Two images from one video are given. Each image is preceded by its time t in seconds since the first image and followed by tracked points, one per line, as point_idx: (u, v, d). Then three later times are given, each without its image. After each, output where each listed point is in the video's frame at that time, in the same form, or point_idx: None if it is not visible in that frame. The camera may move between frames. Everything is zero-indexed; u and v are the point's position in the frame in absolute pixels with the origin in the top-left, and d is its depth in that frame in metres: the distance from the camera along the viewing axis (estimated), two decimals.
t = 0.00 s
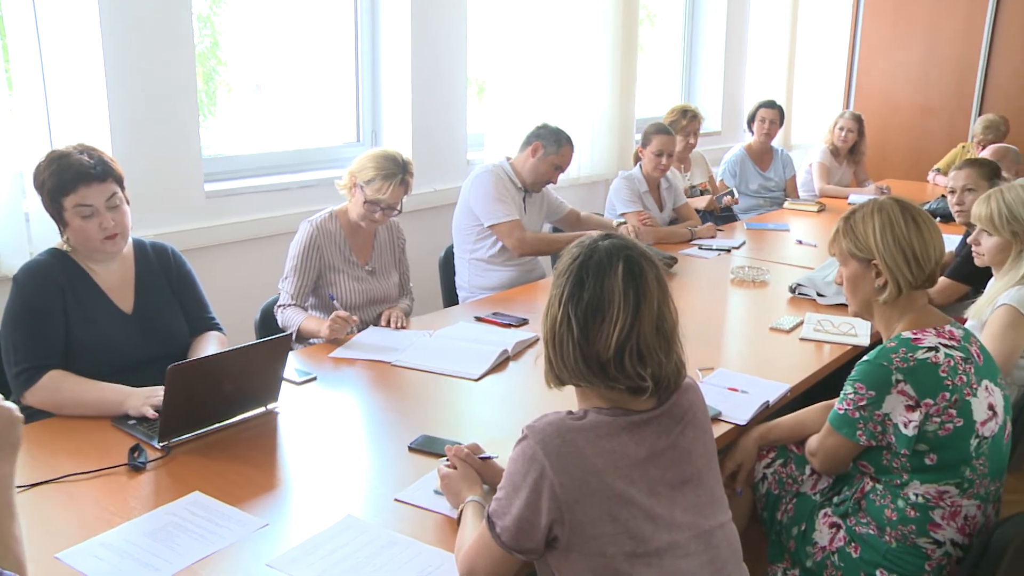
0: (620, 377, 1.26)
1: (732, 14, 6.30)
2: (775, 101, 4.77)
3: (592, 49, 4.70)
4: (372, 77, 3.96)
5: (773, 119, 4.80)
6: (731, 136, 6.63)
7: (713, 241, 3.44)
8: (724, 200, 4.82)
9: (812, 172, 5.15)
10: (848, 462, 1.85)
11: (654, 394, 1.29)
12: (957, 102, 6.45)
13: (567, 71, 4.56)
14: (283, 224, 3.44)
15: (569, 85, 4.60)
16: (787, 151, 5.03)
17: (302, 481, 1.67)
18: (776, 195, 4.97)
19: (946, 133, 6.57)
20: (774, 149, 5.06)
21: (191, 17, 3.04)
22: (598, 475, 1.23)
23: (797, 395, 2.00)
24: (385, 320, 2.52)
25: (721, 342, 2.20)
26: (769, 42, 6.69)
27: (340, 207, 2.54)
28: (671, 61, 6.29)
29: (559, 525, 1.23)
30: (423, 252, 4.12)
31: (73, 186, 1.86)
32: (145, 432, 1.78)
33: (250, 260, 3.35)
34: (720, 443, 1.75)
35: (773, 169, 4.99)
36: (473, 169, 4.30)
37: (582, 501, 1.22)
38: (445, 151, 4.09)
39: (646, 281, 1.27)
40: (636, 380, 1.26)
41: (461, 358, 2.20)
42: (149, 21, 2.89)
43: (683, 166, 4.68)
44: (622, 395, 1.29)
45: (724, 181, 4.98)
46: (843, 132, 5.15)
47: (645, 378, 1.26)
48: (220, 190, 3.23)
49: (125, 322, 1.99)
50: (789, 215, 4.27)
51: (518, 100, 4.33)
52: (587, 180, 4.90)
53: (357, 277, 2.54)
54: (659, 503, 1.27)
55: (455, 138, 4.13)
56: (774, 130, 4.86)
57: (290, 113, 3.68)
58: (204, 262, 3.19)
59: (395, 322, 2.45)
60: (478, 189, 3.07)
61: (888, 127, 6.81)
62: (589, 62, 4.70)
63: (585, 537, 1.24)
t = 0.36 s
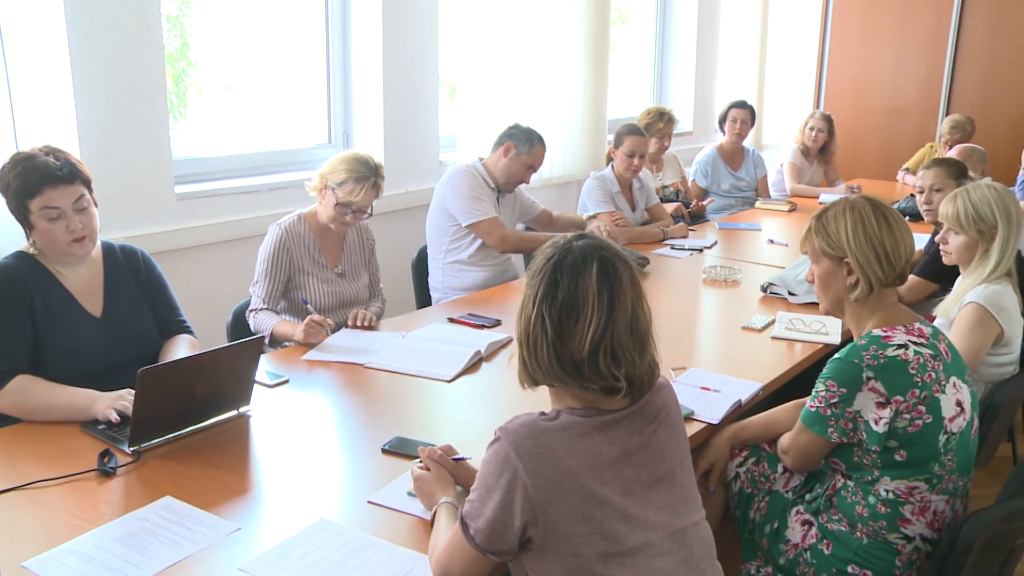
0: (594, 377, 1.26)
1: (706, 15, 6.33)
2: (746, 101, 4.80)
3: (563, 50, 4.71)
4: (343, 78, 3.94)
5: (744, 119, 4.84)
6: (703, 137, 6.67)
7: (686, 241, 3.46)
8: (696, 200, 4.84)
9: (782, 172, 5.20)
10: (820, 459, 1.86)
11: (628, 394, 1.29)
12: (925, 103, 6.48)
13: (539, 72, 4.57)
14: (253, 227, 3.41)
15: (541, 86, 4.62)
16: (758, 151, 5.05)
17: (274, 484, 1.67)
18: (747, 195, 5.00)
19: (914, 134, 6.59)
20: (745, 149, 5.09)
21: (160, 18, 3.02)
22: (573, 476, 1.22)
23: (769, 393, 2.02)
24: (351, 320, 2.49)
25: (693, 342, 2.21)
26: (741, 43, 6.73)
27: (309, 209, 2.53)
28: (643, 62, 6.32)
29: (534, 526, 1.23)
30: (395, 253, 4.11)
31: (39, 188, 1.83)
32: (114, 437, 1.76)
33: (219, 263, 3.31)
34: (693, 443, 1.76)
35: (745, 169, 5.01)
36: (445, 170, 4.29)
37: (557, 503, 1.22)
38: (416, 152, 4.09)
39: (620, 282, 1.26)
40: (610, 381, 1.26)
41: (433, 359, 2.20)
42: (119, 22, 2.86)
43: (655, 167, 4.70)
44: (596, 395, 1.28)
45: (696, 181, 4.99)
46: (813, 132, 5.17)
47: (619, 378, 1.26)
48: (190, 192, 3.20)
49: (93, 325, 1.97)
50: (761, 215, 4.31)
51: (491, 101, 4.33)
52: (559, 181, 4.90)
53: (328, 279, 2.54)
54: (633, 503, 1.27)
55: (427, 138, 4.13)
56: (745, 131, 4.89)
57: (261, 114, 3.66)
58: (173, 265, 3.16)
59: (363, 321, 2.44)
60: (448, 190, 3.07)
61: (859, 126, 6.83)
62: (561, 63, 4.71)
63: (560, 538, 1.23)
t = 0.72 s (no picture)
0: (566, 377, 1.26)
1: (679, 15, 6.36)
2: (716, 102, 4.83)
3: (535, 51, 4.72)
4: (314, 79, 3.93)
5: (715, 119, 4.87)
6: (674, 137, 6.71)
7: (657, 241, 3.48)
8: (667, 201, 4.86)
9: (753, 172, 5.24)
10: (791, 457, 1.88)
11: (601, 394, 1.29)
12: (894, 103, 6.55)
13: (510, 73, 4.58)
14: (222, 229, 3.38)
15: (513, 87, 4.63)
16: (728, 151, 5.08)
17: (246, 488, 1.66)
18: (718, 195, 5.04)
19: (882, 135, 6.65)
20: (715, 150, 5.12)
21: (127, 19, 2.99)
22: (544, 477, 1.22)
23: (740, 392, 2.03)
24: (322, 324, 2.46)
25: (665, 341, 2.22)
26: (713, 43, 6.77)
27: (281, 211, 2.51)
28: (615, 62, 6.34)
29: (506, 527, 1.22)
30: (366, 255, 4.09)
31: (4, 190, 1.81)
32: (82, 443, 1.75)
33: (187, 267, 3.28)
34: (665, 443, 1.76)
35: (715, 169, 5.04)
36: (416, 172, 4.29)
37: (529, 504, 1.22)
38: (387, 153, 4.08)
39: (592, 282, 1.27)
40: (582, 381, 1.26)
41: (405, 361, 2.20)
42: (85, 22, 2.83)
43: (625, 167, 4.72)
44: (568, 396, 1.28)
45: (667, 181, 5.00)
46: (783, 132, 5.20)
47: (591, 378, 1.26)
48: (159, 194, 3.17)
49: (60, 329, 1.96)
50: (732, 215, 4.34)
51: (463, 101, 4.34)
52: (530, 182, 4.91)
53: (301, 281, 2.53)
54: (605, 502, 1.27)
55: (398, 140, 4.13)
56: (715, 131, 4.92)
57: (231, 116, 3.64)
58: (140, 269, 3.12)
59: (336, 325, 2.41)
60: (423, 192, 3.05)
61: (828, 127, 6.87)
62: (532, 63, 4.72)
63: (532, 539, 1.23)
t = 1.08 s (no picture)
0: (556, 371, 1.19)
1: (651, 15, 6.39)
2: (687, 102, 4.85)
3: (504, 52, 4.73)
4: (285, 80, 3.92)
5: (686, 119, 4.89)
6: (645, 137, 6.73)
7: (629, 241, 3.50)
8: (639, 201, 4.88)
9: (725, 171, 5.26)
10: (764, 456, 1.88)
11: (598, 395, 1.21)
12: (863, 102, 6.59)
13: (481, 74, 4.59)
14: (193, 232, 3.36)
15: (486, 87, 4.64)
16: (699, 151, 5.11)
17: (218, 491, 1.64)
18: (690, 194, 5.06)
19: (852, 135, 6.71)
20: (687, 150, 5.14)
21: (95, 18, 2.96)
22: (536, 473, 1.14)
23: (713, 392, 2.03)
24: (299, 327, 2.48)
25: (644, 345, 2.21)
26: (685, 43, 6.81)
27: (254, 212, 2.50)
28: (586, 63, 6.36)
29: (496, 522, 1.14)
30: (336, 257, 4.08)
31: None
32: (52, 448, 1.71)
33: (154, 270, 3.25)
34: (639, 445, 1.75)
35: (687, 169, 5.06)
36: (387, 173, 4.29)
37: (519, 500, 1.14)
38: (358, 154, 4.07)
39: (604, 284, 1.17)
40: (572, 378, 1.19)
41: (379, 362, 2.20)
42: (51, 23, 2.80)
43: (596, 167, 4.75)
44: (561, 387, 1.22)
45: (639, 181, 5.02)
46: (754, 132, 5.23)
47: (580, 379, 1.18)
48: (128, 197, 3.14)
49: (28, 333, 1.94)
50: (703, 215, 4.37)
51: (435, 102, 4.33)
52: (502, 183, 4.91)
53: (273, 282, 2.52)
54: (599, 500, 1.19)
55: (369, 141, 4.12)
56: (686, 131, 4.94)
57: (201, 118, 3.62)
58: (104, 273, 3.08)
59: (309, 329, 2.41)
60: (393, 193, 3.05)
61: (798, 127, 6.92)
62: (502, 64, 4.73)
63: (524, 535, 1.15)
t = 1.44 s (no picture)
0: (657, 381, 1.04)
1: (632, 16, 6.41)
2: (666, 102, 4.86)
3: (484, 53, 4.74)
4: (264, 81, 3.90)
5: (665, 120, 4.89)
6: (625, 137, 6.75)
7: (609, 242, 3.63)
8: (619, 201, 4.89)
9: (704, 172, 5.28)
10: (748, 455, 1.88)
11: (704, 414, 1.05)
12: (842, 101, 6.61)
13: (461, 75, 4.60)
14: (169, 234, 3.34)
15: (465, 88, 4.64)
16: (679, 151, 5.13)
17: (198, 494, 1.62)
18: (670, 194, 5.08)
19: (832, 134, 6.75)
20: (667, 150, 5.16)
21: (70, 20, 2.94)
22: (604, 444, 1.02)
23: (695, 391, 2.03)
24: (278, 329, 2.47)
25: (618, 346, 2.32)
26: (664, 44, 6.84)
27: (231, 214, 2.50)
28: (565, 64, 6.37)
29: (549, 478, 1.04)
30: (315, 259, 4.07)
31: None
32: (28, 453, 1.71)
33: (131, 273, 3.23)
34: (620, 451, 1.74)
35: (667, 169, 5.08)
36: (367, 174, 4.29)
37: (579, 463, 1.02)
38: (338, 156, 4.07)
39: (726, 301, 1.01)
40: (672, 391, 1.03)
41: (359, 364, 2.20)
42: (26, 23, 2.78)
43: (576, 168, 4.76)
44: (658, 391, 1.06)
45: (619, 181, 5.03)
46: (733, 132, 5.26)
47: (680, 395, 1.02)
48: (106, 198, 3.12)
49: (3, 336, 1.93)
50: (683, 215, 4.39)
51: (415, 103, 4.33)
52: (482, 183, 4.92)
53: (251, 284, 2.52)
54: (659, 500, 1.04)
55: (348, 142, 4.12)
56: (665, 132, 4.95)
57: (179, 119, 3.60)
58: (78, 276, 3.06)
59: (290, 331, 2.42)
60: (370, 194, 3.05)
61: (776, 127, 6.94)
62: (482, 65, 4.73)
63: (571, 503, 1.03)
